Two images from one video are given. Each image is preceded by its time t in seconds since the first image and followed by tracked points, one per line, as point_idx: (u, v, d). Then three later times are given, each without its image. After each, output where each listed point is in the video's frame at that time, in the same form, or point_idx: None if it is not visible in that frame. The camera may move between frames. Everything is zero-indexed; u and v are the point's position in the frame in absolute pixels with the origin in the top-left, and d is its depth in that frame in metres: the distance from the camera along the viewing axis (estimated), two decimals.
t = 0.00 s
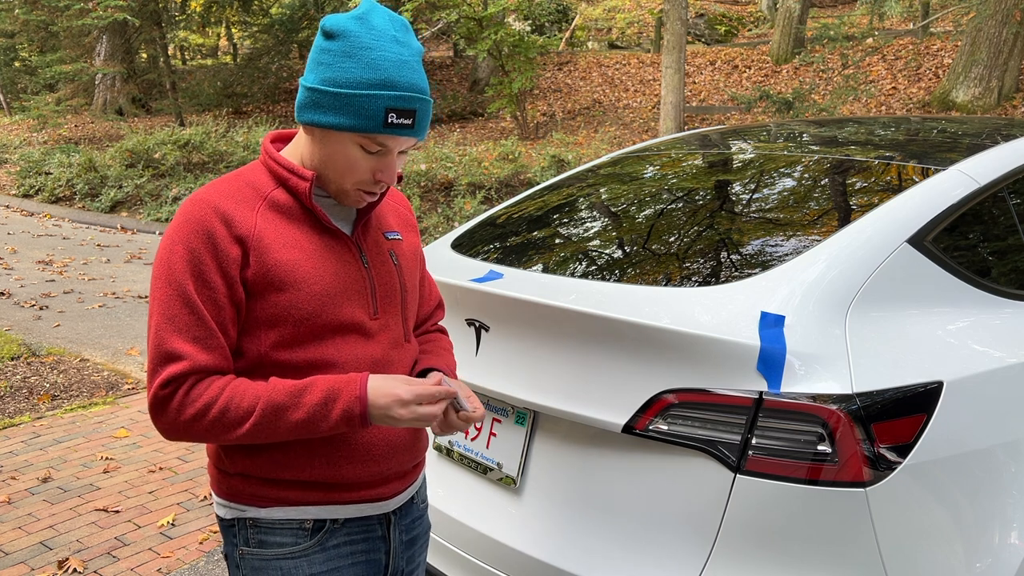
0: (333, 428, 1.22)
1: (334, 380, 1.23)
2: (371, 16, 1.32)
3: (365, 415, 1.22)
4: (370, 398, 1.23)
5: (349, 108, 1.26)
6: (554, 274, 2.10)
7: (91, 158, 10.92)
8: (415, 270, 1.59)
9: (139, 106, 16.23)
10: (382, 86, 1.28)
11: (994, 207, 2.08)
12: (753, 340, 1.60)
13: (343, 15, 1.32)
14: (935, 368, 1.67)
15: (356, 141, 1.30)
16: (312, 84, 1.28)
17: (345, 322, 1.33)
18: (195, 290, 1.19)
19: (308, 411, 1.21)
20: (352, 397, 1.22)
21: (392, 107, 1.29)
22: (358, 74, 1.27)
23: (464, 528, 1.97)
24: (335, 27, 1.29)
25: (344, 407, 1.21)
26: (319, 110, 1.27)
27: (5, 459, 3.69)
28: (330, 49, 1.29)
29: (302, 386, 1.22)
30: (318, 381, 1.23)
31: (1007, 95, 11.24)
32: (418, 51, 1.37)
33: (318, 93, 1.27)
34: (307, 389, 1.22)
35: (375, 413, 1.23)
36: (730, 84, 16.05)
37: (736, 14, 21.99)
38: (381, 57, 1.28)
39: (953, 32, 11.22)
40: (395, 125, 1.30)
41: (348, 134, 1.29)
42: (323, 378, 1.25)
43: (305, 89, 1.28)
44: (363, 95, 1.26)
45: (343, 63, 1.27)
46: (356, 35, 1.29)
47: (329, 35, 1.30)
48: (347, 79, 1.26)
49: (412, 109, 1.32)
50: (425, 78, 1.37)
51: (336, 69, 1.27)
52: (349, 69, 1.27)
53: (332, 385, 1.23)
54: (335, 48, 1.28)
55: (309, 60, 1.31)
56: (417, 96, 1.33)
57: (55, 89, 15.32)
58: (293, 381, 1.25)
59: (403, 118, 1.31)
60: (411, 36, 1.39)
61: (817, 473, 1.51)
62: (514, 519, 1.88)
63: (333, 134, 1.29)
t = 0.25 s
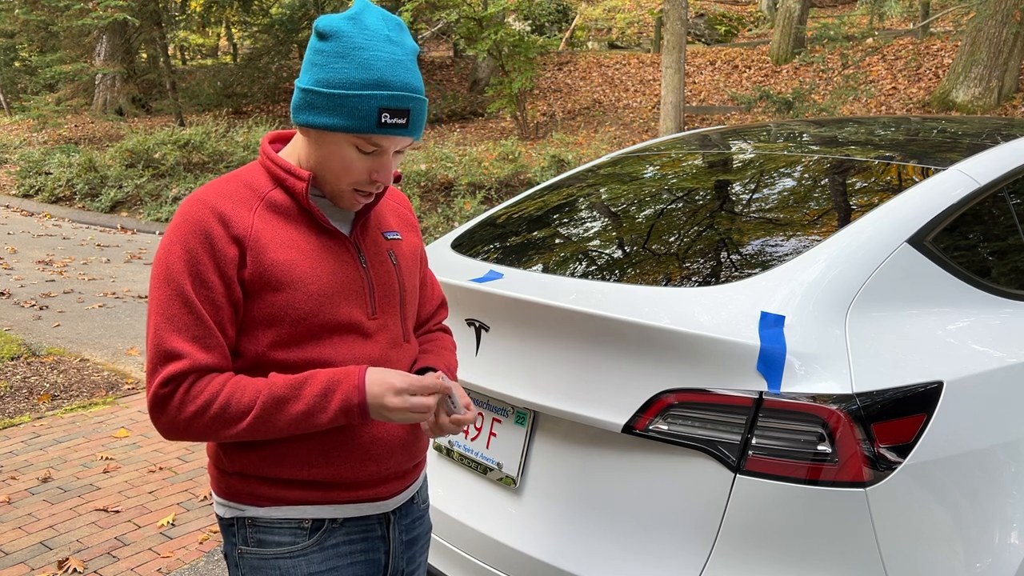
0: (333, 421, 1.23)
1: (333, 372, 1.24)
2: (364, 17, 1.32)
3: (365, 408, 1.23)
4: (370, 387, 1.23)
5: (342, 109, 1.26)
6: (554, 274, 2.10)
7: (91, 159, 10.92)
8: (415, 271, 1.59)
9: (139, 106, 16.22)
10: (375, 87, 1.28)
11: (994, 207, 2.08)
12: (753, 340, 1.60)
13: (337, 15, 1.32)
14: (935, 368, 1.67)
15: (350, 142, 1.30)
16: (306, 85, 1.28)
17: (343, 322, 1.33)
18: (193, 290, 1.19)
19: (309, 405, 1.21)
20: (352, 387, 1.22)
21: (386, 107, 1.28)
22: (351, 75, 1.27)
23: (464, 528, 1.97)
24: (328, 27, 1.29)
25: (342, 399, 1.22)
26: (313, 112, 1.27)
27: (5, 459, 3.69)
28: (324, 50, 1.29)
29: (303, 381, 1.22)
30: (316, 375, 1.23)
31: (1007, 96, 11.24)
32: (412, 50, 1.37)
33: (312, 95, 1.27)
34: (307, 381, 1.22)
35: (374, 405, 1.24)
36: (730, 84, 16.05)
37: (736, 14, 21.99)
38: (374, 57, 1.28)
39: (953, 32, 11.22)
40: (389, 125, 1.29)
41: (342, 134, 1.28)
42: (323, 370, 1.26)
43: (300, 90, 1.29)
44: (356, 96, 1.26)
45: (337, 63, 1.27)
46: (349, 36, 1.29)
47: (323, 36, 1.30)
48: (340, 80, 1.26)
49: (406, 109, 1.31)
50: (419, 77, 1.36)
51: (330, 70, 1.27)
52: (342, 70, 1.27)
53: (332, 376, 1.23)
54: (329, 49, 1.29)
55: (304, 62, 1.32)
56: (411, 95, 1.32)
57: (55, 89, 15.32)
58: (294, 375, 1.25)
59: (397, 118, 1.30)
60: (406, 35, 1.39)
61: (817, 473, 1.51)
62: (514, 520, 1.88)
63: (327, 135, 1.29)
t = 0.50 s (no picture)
0: (327, 420, 1.22)
1: (329, 371, 1.24)
2: (356, 15, 1.31)
3: (360, 407, 1.23)
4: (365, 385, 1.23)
5: (335, 106, 1.26)
6: (554, 274, 2.10)
7: (91, 159, 10.92)
8: (412, 270, 1.59)
9: (139, 106, 16.22)
10: (368, 84, 1.27)
11: (994, 207, 2.08)
12: (753, 340, 1.60)
13: (329, 14, 1.32)
14: (935, 368, 1.67)
15: (344, 140, 1.29)
16: (300, 84, 1.28)
17: (339, 322, 1.33)
18: (189, 291, 1.19)
19: (304, 404, 1.21)
20: (348, 386, 1.22)
21: (378, 104, 1.28)
22: (343, 73, 1.27)
23: (464, 528, 1.97)
24: (321, 26, 1.29)
25: (337, 399, 1.22)
26: (307, 110, 1.27)
27: (5, 459, 3.69)
28: (317, 48, 1.29)
29: (300, 380, 1.22)
30: (310, 373, 1.23)
31: (1006, 95, 11.24)
32: (406, 48, 1.36)
33: (305, 93, 1.27)
34: (303, 379, 1.22)
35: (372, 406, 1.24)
36: (730, 84, 16.05)
37: (736, 14, 21.99)
38: (366, 55, 1.28)
39: (953, 32, 11.22)
40: (382, 122, 1.29)
41: (336, 133, 1.28)
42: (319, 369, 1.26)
43: (294, 90, 1.29)
44: (349, 94, 1.26)
45: (329, 62, 1.27)
46: (341, 34, 1.29)
47: (316, 35, 1.30)
48: (332, 78, 1.26)
49: (399, 107, 1.31)
50: (413, 75, 1.36)
51: (323, 69, 1.27)
52: (335, 68, 1.27)
53: (328, 375, 1.23)
54: (321, 47, 1.28)
55: (297, 61, 1.31)
56: (404, 93, 1.32)
57: (55, 89, 15.33)
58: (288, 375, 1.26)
59: (390, 116, 1.30)
60: (399, 33, 1.38)
61: (817, 473, 1.51)
62: (514, 520, 1.88)
63: (321, 134, 1.29)
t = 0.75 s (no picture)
0: (310, 418, 1.22)
1: (311, 369, 1.24)
2: (349, 13, 1.31)
3: (343, 404, 1.22)
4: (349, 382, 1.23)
5: (328, 105, 1.26)
6: (554, 274, 2.10)
7: (91, 159, 10.92)
8: (408, 269, 1.58)
9: (139, 106, 16.22)
10: (361, 83, 1.27)
11: (994, 207, 2.08)
12: (753, 340, 1.60)
13: (321, 13, 1.32)
14: (935, 368, 1.67)
15: (337, 138, 1.30)
16: (293, 83, 1.28)
17: (335, 322, 1.33)
18: (178, 294, 1.20)
19: (286, 403, 1.21)
20: (330, 383, 1.22)
21: (372, 102, 1.28)
22: (336, 71, 1.27)
23: (463, 529, 1.97)
24: (312, 25, 1.29)
25: (320, 396, 1.21)
26: (300, 109, 1.28)
27: (5, 459, 3.69)
28: (309, 47, 1.29)
29: (281, 379, 1.22)
30: (297, 372, 1.23)
31: (1006, 95, 11.24)
32: (398, 45, 1.36)
33: (298, 92, 1.27)
34: (284, 378, 1.22)
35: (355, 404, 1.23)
36: (730, 84, 16.05)
37: (736, 14, 21.99)
38: (359, 53, 1.28)
39: (953, 32, 11.22)
40: (376, 120, 1.29)
41: (329, 131, 1.28)
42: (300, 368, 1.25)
43: (287, 89, 1.29)
44: (342, 92, 1.26)
45: (321, 60, 1.27)
46: (333, 32, 1.29)
47: (308, 33, 1.30)
48: (325, 76, 1.26)
49: (393, 105, 1.31)
50: (407, 73, 1.36)
51: (315, 68, 1.27)
52: (328, 67, 1.27)
53: (309, 373, 1.23)
54: (314, 46, 1.28)
55: (290, 59, 1.31)
56: (398, 90, 1.32)
57: (55, 89, 15.33)
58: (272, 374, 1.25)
59: (384, 114, 1.30)
60: (391, 31, 1.38)
61: (817, 473, 1.51)
62: (514, 520, 1.88)
63: (315, 133, 1.29)
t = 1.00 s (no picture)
0: (289, 409, 1.19)
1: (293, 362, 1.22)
2: (344, 12, 1.32)
3: (323, 394, 1.19)
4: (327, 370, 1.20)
5: (322, 103, 1.26)
6: (554, 274, 2.10)
7: (91, 159, 10.91)
8: (405, 268, 1.58)
9: (139, 106, 16.22)
10: (355, 81, 1.27)
11: (994, 207, 2.08)
12: (753, 341, 1.60)
13: (317, 11, 1.32)
14: (935, 368, 1.67)
15: (332, 137, 1.29)
16: (288, 81, 1.29)
17: (331, 323, 1.33)
18: (166, 292, 1.19)
19: (265, 392, 1.19)
20: (310, 371, 1.19)
21: (366, 102, 1.28)
22: (330, 70, 1.27)
23: (463, 529, 1.98)
24: (308, 23, 1.29)
25: (299, 388, 1.19)
26: (294, 108, 1.28)
27: (5, 459, 3.69)
28: (303, 46, 1.29)
29: (261, 371, 1.21)
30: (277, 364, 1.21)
31: (1006, 96, 11.24)
32: (394, 45, 1.36)
33: (294, 91, 1.27)
34: (264, 370, 1.21)
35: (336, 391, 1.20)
36: (730, 84, 16.05)
37: (736, 14, 21.99)
38: (354, 51, 1.28)
39: (953, 32, 11.23)
40: (371, 119, 1.29)
41: (324, 130, 1.28)
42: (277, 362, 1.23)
43: (282, 88, 1.29)
44: (336, 91, 1.26)
45: (316, 59, 1.27)
46: (328, 31, 1.29)
47: (303, 32, 1.30)
48: (320, 75, 1.26)
49: (388, 103, 1.30)
50: (402, 72, 1.36)
51: (310, 67, 1.27)
52: (323, 65, 1.27)
53: (290, 365, 1.21)
54: (308, 44, 1.29)
55: (285, 58, 1.31)
56: (393, 89, 1.31)
57: (55, 89, 15.34)
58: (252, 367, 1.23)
59: (379, 113, 1.30)
60: (387, 31, 1.38)
61: (817, 473, 1.51)
62: (514, 519, 1.88)
63: (309, 131, 1.29)
